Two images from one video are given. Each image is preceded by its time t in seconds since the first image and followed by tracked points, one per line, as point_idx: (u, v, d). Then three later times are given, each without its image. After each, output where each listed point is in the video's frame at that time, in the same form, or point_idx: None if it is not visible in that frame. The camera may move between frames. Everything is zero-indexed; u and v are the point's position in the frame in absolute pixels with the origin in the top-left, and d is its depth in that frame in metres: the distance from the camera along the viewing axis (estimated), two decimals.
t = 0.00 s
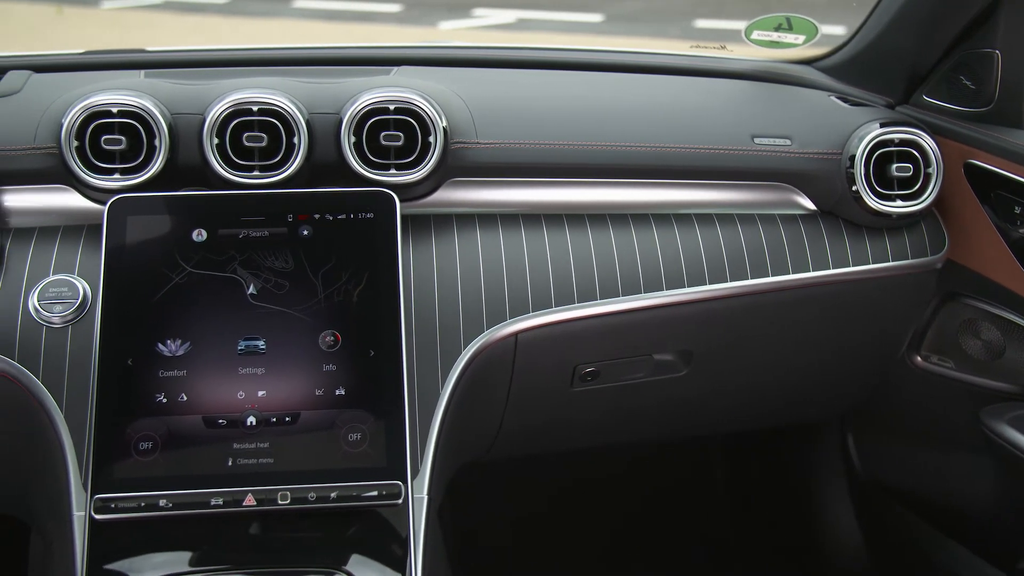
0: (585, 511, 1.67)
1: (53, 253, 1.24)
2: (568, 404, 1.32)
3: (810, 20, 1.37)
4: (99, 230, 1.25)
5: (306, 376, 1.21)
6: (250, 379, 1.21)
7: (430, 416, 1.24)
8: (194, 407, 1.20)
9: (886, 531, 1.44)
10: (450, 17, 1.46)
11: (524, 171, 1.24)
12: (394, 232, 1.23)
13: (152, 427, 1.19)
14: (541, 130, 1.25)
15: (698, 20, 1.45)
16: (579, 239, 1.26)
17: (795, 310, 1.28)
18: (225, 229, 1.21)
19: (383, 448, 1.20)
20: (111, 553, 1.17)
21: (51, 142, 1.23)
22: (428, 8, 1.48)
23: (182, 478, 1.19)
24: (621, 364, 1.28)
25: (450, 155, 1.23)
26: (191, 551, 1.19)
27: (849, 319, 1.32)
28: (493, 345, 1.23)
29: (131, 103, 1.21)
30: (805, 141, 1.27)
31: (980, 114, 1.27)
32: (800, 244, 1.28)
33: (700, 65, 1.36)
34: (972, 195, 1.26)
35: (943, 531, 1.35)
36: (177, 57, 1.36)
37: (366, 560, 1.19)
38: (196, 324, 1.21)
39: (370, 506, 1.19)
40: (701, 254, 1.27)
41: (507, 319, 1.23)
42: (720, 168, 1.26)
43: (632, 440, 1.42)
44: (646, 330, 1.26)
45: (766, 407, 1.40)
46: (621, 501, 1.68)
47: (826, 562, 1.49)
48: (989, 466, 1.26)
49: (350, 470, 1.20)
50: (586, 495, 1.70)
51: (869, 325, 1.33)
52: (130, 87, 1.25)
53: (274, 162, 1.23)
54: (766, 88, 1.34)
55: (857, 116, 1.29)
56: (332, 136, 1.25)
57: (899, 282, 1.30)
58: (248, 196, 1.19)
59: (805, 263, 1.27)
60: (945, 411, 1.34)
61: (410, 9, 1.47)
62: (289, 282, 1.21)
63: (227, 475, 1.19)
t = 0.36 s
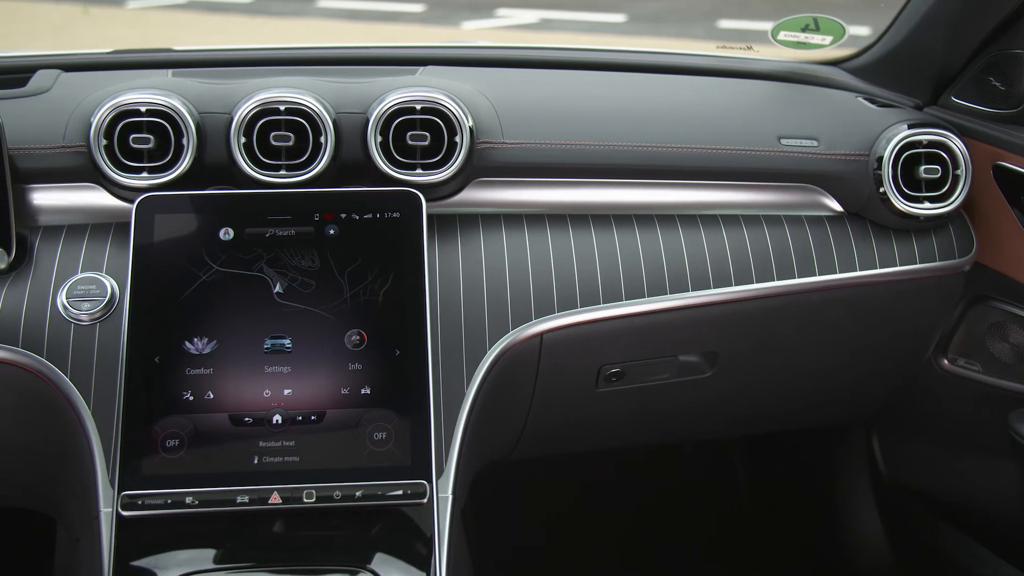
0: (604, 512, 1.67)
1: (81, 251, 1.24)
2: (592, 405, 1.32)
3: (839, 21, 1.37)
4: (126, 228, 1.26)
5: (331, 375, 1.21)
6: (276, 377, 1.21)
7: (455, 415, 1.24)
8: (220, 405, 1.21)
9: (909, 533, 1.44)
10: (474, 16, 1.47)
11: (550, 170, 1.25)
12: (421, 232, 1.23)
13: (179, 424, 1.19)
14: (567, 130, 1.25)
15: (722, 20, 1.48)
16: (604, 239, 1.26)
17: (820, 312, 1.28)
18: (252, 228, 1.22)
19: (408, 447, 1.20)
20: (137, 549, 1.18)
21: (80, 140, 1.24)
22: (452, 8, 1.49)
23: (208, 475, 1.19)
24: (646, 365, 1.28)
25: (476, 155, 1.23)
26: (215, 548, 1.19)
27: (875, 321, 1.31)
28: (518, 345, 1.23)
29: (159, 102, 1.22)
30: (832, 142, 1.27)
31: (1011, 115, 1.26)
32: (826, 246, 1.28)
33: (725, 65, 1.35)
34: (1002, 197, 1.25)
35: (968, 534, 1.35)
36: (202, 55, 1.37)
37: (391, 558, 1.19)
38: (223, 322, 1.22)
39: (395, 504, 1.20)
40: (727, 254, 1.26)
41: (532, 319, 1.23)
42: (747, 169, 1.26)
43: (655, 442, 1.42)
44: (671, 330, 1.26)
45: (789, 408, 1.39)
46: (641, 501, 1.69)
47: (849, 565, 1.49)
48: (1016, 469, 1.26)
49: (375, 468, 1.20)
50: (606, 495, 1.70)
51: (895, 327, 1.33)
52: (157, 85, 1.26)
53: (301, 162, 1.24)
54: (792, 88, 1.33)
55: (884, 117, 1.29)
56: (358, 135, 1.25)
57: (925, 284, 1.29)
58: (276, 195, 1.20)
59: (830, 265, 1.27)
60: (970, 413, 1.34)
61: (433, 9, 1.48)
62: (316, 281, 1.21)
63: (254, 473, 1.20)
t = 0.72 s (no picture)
0: (627, 512, 1.67)
1: (109, 250, 1.25)
2: (616, 406, 1.31)
3: (865, 21, 1.36)
4: (154, 226, 1.26)
5: (357, 374, 1.22)
6: (302, 376, 1.22)
7: (480, 414, 1.24)
8: (246, 403, 1.21)
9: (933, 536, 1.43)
10: (498, 17, 1.47)
11: (576, 171, 1.25)
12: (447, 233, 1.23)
13: (206, 422, 1.20)
14: (594, 130, 1.25)
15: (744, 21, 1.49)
16: (630, 240, 1.26)
17: (846, 314, 1.28)
18: (279, 227, 1.22)
19: (434, 446, 1.20)
20: (164, 545, 1.19)
21: (109, 139, 1.24)
22: (476, 8, 1.49)
23: (234, 472, 1.19)
24: (671, 366, 1.28)
25: (503, 154, 1.24)
26: (240, 546, 1.20)
27: (901, 324, 1.30)
28: (544, 345, 1.23)
29: (187, 101, 1.22)
30: (860, 143, 1.27)
31: None
32: (853, 247, 1.27)
33: (752, 65, 1.35)
34: None
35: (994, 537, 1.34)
36: (229, 55, 1.37)
37: (415, 557, 1.19)
38: (250, 321, 1.22)
39: (420, 504, 1.20)
40: (754, 256, 1.26)
41: (558, 319, 1.24)
42: (774, 170, 1.26)
43: (678, 443, 1.41)
44: (697, 331, 1.25)
45: (814, 411, 1.39)
46: (662, 501, 1.69)
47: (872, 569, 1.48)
48: None
49: (400, 468, 1.20)
50: (627, 496, 1.70)
51: (922, 330, 1.32)
52: (186, 84, 1.27)
53: (327, 161, 1.24)
54: (819, 89, 1.33)
55: (912, 118, 1.28)
56: (385, 135, 1.25)
57: (953, 286, 1.29)
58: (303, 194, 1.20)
59: (858, 267, 1.27)
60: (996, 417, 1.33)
61: (457, 9, 1.48)
62: (343, 280, 1.22)
63: (279, 471, 1.20)
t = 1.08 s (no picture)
0: (648, 514, 1.67)
1: (136, 248, 1.26)
2: (640, 407, 1.31)
3: (894, 21, 1.33)
4: (181, 225, 1.27)
5: (383, 373, 1.22)
6: (328, 375, 1.22)
7: (505, 413, 1.24)
8: (272, 401, 1.22)
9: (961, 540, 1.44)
10: (520, 17, 1.48)
11: (602, 171, 1.25)
12: (473, 233, 1.24)
13: (232, 420, 1.20)
14: (619, 131, 1.26)
15: (770, 23, 1.49)
16: (656, 240, 1.26)
17: (872, 316, 1.27)
18: (306, 226, 1.23)
19: (459, 446, 1.20)
20: (190, 542, 1.19)
21: (137, 138, 1.25)
22: (498, 8, 1.50)
23: (260, 471, 1.20)
24: (696, 367, 1.28)
25: (529, 155, 1.24)
26: (264, 544, 1.20)
27: (928, 326, 1.30)
28: (569, 345, 1.23)
29: (215, 100, 1.23)
30: (887, 145, 1.26)
31: None
32: (880, 249, 1.27)
33: (778, 66, 1.34)
34: None
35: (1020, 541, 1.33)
36: (254, 54, 1.38)
37: (439, 556, 1.19)
38: (276, 320, 1.22)
39: (445, 503, 1.20)
40: (781, 258, 1.26)
41: (583, 319, 1.24)
42: (801, 172, 1.26)
43: (701, 445, 1.41)
44: (723, 333, 1.25)
45: (838, 413, 1.38)
46: (683, 503, 1.69)
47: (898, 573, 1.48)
48: None
49: (424, 468, 1.20)
50: (648, 497, 1.70)
51: (948, 333, 1.31)
52: (213, 84, 1.27)
53: (354, 160, 1.24)
54: (845, 91, 1.32)
55: (939, 120, 1.27)
56: (411, 135, 1.26)
57: (980, 289, 1.28)
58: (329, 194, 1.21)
59: (884, 270, 1.26)
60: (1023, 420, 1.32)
61: (479, 9, 1.49)
62: (369, 279, 1.22)
63: (304, 470, 1.20)
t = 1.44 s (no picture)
0: (666, 516, 1.67)
1: (162, 247, 1.26)
2: (662, 407, 1.31)
3: (919, 22, 1.34)
4: (206, 224, 1.28)
5: (406, 373, 1.22)
6: (351, 374, 1.22)
7: (529, 412, 1.24)
8: (296, 400, 1.22)
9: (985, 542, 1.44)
10: (542, 17, 1.48)
11: (627, 172, 1.26)
12: (497, 233, 1.24)
13: (256, 418, 1.20)
14: (644, 131, 1.26)
15: (792, 23, 1.49)
16: (680, 241, 1.27)
17: (897, 319, 1.27)
18: (330, 225, 1.23)
19: (482, 446, 1.21)
20: (213, 539, 1.19)
21: (163, 136, 1.26)
22: (519, 8, 1.50)
23: (284, 470, 1.20)
24: (720, 368, 1.27)
25: (553, 155, 1.25)
26: (285, 542, 1.20)
27: (952, 329, 1.29)
28: (593, 345, 1.23)
29: (240, 99, 1.23)
30: (913, 146, 1.27)
31: None
32: (906, 250, 1.27)
33: (802, 66, 1.34)
34: None
35: None
36: (277, 54, 1.38)
37: (461, 556, 1.19)
38: (300, 319, 1.23)
39: (467, 503, 1.20)
40: (805, 259, 1.26)
41: (607, 320, 1.24)
42: (825, 173, 1.26)
43: (722, 446, 1.41)
44: (747, 334, 1.25)
45: (861, 415, 1.38)
46: (706, 506, 1.69)
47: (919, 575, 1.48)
48: None
49: (447, 468, 1.20)
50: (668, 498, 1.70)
51: (974, 336, 1.30)
52: (237, 83, 1.28)
53: (378, 160, 1.25)
54: (869, 92, 1.32)
55: (964, 121, 1.28)
56: (435, 135, 1.26)
57: (1005, 292, 1.27)
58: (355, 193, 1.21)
59: (909, 271, 1.27)
60: None
61: (500, 9, 1.49)
62: (393, 279, 1.22)
63: (328, 468, 1.20)
